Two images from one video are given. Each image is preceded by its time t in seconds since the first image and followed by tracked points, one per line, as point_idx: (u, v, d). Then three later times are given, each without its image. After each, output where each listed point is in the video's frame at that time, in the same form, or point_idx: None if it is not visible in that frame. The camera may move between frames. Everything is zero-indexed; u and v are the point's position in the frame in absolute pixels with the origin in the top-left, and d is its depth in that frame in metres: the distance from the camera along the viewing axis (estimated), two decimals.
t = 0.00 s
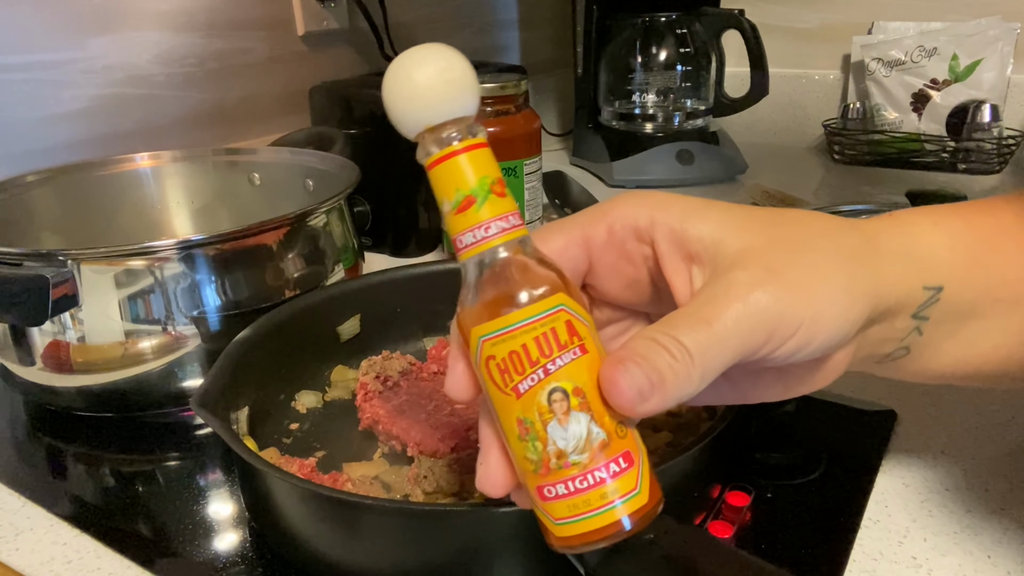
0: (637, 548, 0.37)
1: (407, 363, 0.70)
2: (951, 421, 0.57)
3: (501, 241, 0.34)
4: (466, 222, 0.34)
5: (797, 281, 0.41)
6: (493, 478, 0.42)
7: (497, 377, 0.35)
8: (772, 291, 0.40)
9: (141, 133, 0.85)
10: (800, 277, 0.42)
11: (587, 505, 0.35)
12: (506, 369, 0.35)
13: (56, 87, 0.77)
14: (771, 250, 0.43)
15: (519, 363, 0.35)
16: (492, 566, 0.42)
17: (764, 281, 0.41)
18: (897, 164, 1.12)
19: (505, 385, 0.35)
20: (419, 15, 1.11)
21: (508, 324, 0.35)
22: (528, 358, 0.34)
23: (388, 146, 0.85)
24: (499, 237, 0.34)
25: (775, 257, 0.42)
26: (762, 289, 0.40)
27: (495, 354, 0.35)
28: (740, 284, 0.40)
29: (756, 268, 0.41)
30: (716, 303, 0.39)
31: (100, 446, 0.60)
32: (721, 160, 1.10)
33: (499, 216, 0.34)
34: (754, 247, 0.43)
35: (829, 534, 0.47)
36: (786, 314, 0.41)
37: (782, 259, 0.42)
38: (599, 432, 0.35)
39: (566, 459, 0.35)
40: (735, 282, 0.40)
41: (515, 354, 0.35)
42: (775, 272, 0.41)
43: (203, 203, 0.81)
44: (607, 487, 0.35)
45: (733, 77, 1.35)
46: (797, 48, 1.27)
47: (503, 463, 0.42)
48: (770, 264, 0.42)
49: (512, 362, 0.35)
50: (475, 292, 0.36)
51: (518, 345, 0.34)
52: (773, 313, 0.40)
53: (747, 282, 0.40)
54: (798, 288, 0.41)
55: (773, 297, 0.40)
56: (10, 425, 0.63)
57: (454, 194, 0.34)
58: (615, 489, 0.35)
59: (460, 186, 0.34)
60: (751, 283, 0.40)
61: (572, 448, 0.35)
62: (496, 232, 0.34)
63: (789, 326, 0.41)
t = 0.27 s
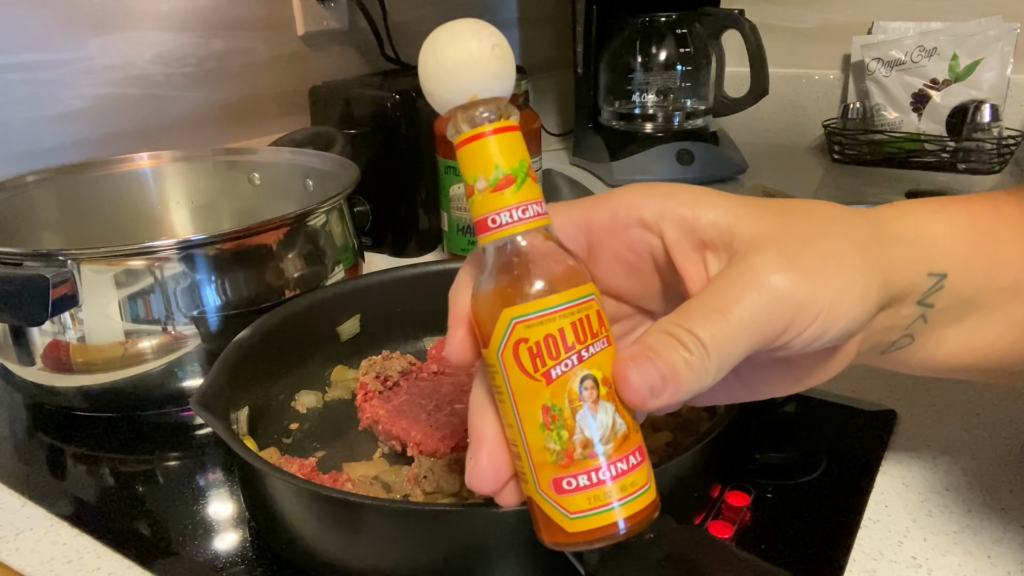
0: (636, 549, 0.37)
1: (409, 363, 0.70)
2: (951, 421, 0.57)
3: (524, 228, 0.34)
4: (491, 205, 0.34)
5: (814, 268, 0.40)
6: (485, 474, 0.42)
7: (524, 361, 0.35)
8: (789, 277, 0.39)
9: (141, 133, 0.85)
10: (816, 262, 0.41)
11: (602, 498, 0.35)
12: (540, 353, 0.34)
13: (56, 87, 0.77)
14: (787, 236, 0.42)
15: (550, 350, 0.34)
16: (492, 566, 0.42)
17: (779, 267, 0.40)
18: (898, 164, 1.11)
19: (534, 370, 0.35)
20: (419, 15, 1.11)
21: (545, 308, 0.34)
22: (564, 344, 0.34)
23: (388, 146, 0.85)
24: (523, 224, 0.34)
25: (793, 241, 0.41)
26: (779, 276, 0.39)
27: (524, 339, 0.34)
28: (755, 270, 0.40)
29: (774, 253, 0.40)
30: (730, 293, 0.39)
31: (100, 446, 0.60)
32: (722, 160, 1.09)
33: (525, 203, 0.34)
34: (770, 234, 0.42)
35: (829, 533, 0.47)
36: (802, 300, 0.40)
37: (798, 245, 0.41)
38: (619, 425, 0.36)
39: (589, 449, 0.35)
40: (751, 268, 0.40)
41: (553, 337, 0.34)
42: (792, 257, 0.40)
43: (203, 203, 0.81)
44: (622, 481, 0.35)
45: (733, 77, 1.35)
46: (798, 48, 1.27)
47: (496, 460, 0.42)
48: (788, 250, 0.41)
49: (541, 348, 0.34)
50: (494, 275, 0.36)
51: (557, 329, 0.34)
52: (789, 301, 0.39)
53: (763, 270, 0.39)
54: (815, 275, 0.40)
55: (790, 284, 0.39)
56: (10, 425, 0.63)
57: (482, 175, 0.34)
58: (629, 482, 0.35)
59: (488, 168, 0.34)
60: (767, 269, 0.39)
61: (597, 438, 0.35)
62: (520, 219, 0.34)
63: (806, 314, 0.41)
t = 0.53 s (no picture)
0: (636, 549, 0.37)
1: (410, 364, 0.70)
2: (951, 421, 0.57)
3: (532, 217, 0.34)
4: (500, 193, 0.34)
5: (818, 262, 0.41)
6: (493, 461, 0.42)
7: (533, 347, 0.35)
8: (797, 270, 0.39)
9: (141, 133, 0.85)
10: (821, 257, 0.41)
11: (609, 485, 0.35)
12: (549, 340, 0.34)
13: (56, 87, 0.77)
14: (795, 229, 0.42)
15: (558, 336, 0.34)
16: (492, 566, 0.42)
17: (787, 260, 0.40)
18: (897, 164, 1.12)
19: (543, 357, 0.34)
20: (419, 15, 1.10)
21: (553, 295, 0.34)
22: (573, 331, 0.34)
23: (388, 146, 0.85)
24: (531, 213, 0.34)
25: (801, 234, 0.41)
26: (784, 269, 0.39)
27: (532, 325, 0.34)
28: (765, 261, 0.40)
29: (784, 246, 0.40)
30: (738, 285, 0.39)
31: (100, 446, 0.60)
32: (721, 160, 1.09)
33: (534, 192, 0.34)
34: (778, 226, 0.42)
35: (829, 534, 0.47)
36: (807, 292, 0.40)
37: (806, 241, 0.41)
38: (627, 412, 0.36)
39: (597, 436, 0.35)
40: (760, 258, 0.39)
41: (562, 323, 0.34)
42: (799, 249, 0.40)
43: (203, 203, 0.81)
44: (629, 469, 0.35)
45: (733, 77, 1.35)
46: (798, 48, 1.27)
47: (504, 449, 0.42)
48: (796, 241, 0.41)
49: (550, 335, 0.34)
50: (501, 262, 0.36)
51: (566, 316, 0.34)
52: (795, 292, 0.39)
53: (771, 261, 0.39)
54: (821, 267, 0.40)
55: (797, 274, 0.39)
56: (10, 424, 0.63)
57: (491, 164, 0.34)
58: (637, 469, 0.35)
59: (498, 156, 0.34)
60: (775, 261, 0.39)
61: (606, 425, 0.35)
62: (528, 208, 0.34)
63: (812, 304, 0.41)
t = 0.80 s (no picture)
0: (636, 549, 0.37)
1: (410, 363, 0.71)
2: (951, 420, 0.57)
3: (544, 193, 0.35)
4: (513, 170, 0.35)
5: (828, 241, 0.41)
6: (508, 435, 0.44)
7: (547, 319, 0.35)
8: (808, 246, 0.40)
9: (141, 133, 0.85)
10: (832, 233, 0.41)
11: (622, 454, 0.36)
12: (562, 312, 0.35)
13: (56, 87, 0.77)
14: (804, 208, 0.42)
15: (571, 308, 0.35)
16: (492, 566, 0.42)
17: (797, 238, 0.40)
18: (898, 164, 1.12)
19: (557, 329, 0.35)
20: (419, 15, 1.10)
21: (566, 268, 0.35)
22: (585, 303, 0.35)
23: (389, 146, 0.85)
24: (543, 189, 0.35)
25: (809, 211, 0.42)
26: (795, 246, 0.40)
27: (545, 297, 0.35)
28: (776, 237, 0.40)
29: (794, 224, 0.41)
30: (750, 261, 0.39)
31: (100, 446, 0.60)
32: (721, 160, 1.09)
33: (546, 168, 0.35)
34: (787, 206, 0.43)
35: (830, 534, 0.47)
36: (818, 267, 0.41)
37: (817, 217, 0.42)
38: (639, 383, 0.37)
39: (610, 406, 0.36)
40: (771, 235, 0.40)
41: (574, 296, 0.35)
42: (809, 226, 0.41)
43: (203, 203, 0.81)
44: (641, 438, 0.36)
45: (733, 77, 1.35)
46: (798, 48, 1.27)
47: (520, 423, 0.44)
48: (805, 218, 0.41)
49: (564, 307, 0.35)
50: (515, 239, 0.37)
51: (576, 288, 0.35)
52: (806, 269, 0.40)
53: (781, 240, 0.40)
54: (830, 243, 0.41)
55: (807, 251, 0.40)
56: (10, 424, 0.63)
57: (504, 142, 0.35)
58: (648, 438, 0.36)
59: (510, 134, 0.35)
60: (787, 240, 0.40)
61: (618, 395, 0.36)
62: (541, 183, 0.35)
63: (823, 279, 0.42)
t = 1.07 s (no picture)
0: (635, 549, 0.37)
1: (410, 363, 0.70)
2: (952, 421, 0.57)
3: (636, 116, 0.36)
4: (607, 91, 0.36)
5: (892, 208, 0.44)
6: (572, 344, 0.46)
7: (622, 236, 0.37)
8: (879, 206, 0.43)
9: (141, 133, 0.85)
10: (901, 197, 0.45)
11: (679, 374, 0.38)
12: (637, 233, 0.37)
13: (56, 87, 0.77)
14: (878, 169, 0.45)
15: (647, 229, 0.37)
16: (492, 566, 0.42)
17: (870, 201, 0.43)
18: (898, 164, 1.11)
19: (630, 248, 0.37)
20: (420, 15, 1.10)
21: (647, 191, 0.37)
22: (660, 228, 0.37)
23: (389, 146, 0.85)
24: (635, 111, 0.36)
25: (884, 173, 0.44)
26: (865, 206, 0.43)
27: (622, 219, 0.37)
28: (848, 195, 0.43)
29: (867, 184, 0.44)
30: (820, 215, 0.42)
31: (101, 446, 0.60)
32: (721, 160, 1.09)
33: (639, 92, 0.36)
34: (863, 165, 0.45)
35: (830, 535, 0.46)
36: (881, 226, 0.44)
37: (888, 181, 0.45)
38: (702, 311, 0.39)
39: (671, 328, 0.38)
40: (844, 190, 0.43)
41: (652, 219, 0.37)
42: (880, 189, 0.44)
43: (203, 203, 0.82)
44: (699, 362, 0.38)
45: (733, 77, 1.35)
46: (798, 48, 1.27)
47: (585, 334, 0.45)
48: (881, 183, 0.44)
49: (641, 229, 0.37)
50: (602, 159, 0.39)
51: (655, 212, 0.37)
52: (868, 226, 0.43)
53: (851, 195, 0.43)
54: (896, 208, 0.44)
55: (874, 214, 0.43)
56: (10, 424, 0.63)
57: (602, 62, 0.36)
58: (707, 362, 0.38)
59: (609, 55, 0.36)
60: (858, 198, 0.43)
61: (680, 319, 0.38)
62: (632, 106, 0.36)
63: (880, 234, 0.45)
